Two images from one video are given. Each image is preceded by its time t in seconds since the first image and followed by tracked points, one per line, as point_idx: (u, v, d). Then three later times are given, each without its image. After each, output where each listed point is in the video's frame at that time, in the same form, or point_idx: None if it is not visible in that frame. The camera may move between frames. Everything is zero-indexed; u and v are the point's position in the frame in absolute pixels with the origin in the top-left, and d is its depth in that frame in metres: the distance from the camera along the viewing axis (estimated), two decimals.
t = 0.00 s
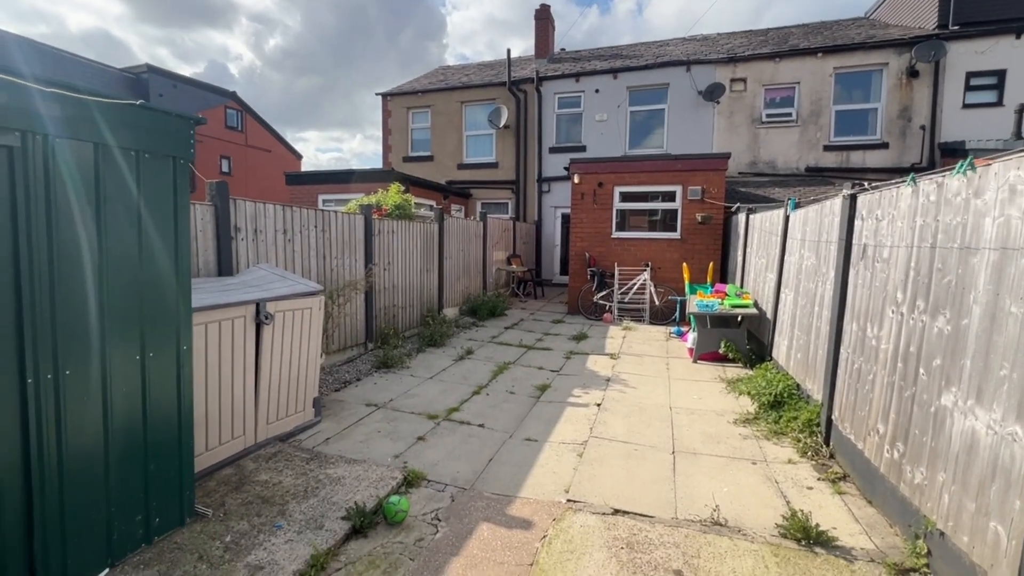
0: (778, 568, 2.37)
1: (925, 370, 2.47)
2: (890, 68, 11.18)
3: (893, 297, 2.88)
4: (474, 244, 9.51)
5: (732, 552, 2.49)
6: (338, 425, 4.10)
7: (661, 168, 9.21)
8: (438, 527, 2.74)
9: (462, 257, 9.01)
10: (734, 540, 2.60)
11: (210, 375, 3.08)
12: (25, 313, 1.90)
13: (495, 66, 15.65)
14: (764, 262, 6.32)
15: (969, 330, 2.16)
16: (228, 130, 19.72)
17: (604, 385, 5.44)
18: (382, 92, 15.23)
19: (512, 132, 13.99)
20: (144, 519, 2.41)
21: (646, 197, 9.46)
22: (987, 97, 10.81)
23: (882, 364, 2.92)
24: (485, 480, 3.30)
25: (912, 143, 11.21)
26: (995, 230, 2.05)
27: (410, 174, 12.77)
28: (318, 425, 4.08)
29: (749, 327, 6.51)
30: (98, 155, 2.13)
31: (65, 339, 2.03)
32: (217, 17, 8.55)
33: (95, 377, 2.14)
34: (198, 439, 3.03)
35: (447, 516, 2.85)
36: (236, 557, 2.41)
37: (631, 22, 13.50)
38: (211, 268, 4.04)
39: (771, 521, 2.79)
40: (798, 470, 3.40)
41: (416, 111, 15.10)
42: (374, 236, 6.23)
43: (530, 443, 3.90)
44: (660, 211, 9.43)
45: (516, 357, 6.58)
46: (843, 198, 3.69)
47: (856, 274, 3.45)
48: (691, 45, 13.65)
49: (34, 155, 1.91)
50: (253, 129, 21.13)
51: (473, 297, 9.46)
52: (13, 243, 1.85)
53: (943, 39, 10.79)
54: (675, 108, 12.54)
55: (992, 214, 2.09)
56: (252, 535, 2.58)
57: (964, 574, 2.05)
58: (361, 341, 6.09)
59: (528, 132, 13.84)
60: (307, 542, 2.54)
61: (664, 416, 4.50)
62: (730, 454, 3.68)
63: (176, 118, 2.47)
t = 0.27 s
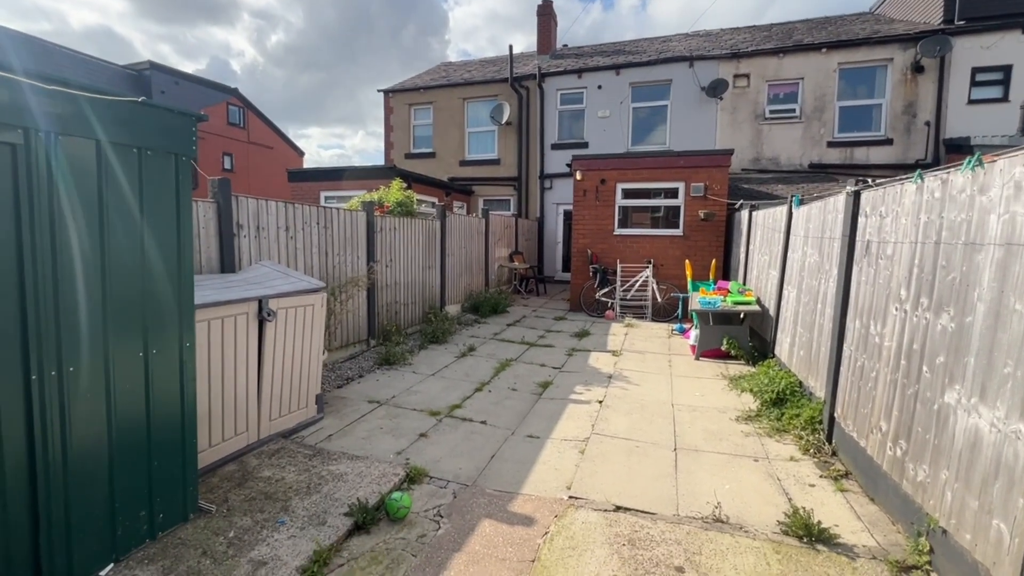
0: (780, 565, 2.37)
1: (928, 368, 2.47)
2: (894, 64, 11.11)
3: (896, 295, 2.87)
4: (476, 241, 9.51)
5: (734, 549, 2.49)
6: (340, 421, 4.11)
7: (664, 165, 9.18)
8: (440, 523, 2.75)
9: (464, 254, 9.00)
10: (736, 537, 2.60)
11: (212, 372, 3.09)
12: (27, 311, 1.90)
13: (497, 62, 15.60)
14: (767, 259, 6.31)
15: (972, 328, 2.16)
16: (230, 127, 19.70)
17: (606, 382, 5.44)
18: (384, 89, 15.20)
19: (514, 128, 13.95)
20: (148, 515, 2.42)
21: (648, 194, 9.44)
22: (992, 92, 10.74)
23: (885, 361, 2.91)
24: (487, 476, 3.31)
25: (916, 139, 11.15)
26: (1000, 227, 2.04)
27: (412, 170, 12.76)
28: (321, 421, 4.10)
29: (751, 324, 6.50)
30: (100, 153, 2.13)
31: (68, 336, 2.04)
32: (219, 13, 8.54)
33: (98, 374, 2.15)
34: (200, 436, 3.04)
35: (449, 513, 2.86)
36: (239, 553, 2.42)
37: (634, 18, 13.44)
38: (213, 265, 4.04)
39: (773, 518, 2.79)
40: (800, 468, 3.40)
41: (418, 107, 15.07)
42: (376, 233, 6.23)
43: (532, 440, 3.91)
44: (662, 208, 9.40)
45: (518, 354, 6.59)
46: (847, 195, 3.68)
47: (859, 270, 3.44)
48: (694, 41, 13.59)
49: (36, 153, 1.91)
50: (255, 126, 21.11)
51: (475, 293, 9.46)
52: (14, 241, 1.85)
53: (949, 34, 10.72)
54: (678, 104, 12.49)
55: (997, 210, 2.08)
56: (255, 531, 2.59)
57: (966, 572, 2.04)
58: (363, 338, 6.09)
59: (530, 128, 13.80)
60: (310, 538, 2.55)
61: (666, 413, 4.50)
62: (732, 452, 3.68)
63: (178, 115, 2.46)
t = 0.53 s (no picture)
0: (777, 565, 2.37)
1: (925, 368, 2.47)
2: (892, 64, 11.12)
3: (894, 294, 2.87)
4: (474, 240, 9.50)
5: (731, 549, 2.49)
6: (337, 421, 4.10)
7: (662, 164, 9.18)
8: (437, 523, 2.74)
9: (462, 253, 8.99)
10: (733, 537, 2.60)
11: (208, 371, 3.07)
12: (21, 310, 1.89)
13: (495, 61, 15.59)
14: (765, 258, 6.31)
15: (970, 328, 2.16)
16: (228, 126, 19.66)
17: (604, 381, 5.44)
18: (382, 88, 15.17)
19: (512, 127, 13.94)
20: (143, 515, 2.41)
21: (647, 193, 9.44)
22: (989, 93, 10.75)
23: (882, 361, 2.91)
24: (484, 476, 3.30)
25: (913, 139, 11.16)
26: (997, 227, 2.04)
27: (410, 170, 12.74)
28: (318, 421, 4.09)
29: (749, 323, 6.51)
30: (95, 151, 2.12)
31: (62, 335, 2.02)
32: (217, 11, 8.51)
33: (93, 374, 2.14)
34: (196, 436, 3.03)
35: (446, 513, 2.85)
36: (235, 553, 2.41)
37: (633, 17, 13.43)
38: (210, 264, 4.02)
39: (770, 518, 2.79)
40: (798, 467, 3.40)
41: (416, 106, 15.05)
42: (374, 233, 6.22)
43: (529, 440, 3.90)
44: (660, 207, 9.40)
45: (516, 353, 6.58)
46: (845, 195, 3.67)
47: (856, 270, 3.43)
48: (693, 40, 13.58)
49: (30, 151, 1.90)
50: (253, 125, 21.06)
51: (473, 293, 9.45)
52: (8, 239, 1.84)
53: (946, 34, 10.73)
54: (676, 103, 12.49)
55: (994, 210, 2.07)
56: (251, 531, 2.58)
57: (963, 572, 2.04)
58: (361, 338, 6.08)
59: (529, 127, 13.79)
60: (306, 539, 2.54)
61: (664, 413, 4.49)
62: (729, 451, 3.68)
63: (172, 113, 2.45)
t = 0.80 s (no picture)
0: (770, 566, 2.37)
1: (916, 369, 2.48)
2: (885, 68, 11.21)
3: (886, 297, 2.88)
4: (470, 242, 9.49)
5: (725, 550, 2.49)
6: (331, 423, 4.08)
7: (657, 166, 9.21)
8: (431, 526, 2.73)
9: (458, 255, 8.98)
10: (726, 538, 2.61)
11: (201, 373, 3.05)
12: (10, 310, 1.87)
13: (491, 63, 15.60)
14: (759, 260, 6.33)
15: (960, 330, 2.17)
16: (223, 126, 19.57)
17: (598, 383, 5.44)
18: (378, 88, 15.15)
19: (508, 129, 13.95)
20: (133, 518, 2.39)
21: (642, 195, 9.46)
22: (981, 97, 10.85)
23: (874, 363, 2.92)
24: (478, 478, 3.29)
25: (906, 142, 11.25)
26: (987, 230, 2.06)
27: (406, 171, 12.72)
28: (312, 422, 4.07)
29: (744, 325, 6.53)
30: (86, 150, 2.10)
31: (52, 336, 2.01)
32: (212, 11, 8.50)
33: (82, 375, 2.12)
34: (188, 438, 3.01)
35: (440, 515, 2.84)
36: (226, 556, 2.39)
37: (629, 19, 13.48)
38: (203, 265, 4.00)
39: (763, 519, 2.80)
40: (791, 469, 3.41)
41: (412, 107, 15.04)
42: (369, 234, 6.21)
43: (524, 441, 3.90)
44: (656, 209, 9.43)
45: (511, 354, 6.58)
46: (838, 197, 3.69)
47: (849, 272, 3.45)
48: (688, 43, 13.64)
49: (19, 150, 1.88)
50: (248, 125, 20.98)
51: (469, 294, 9.44)
52: None
53: (938, 38, 10.82)
54: (671, 106, 12.54)
55: (984, 213, 2.09)
56: (243, 534, 2.56)
57: (953, 573, 2.05)
58: (356, 339, 6.06)
59: (524, 129, 13.80)
60: (299, 541, 2.52)
61: (658, 414, 4.50)
62: (723, 453, 3.68)
63: (164, 113, 2.43)
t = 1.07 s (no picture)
0: (763, 570, 2.39)
1: (906, 373, 2.50)
2: (876, 73, 11.32)
3: (876, 301, 2.91)
4: (465, 244, 9.49)
5: (718, 554, 2.50)
6: (325, 427, 4.07)
7: (651, 170, 9.25)
8: (424, 530, 2.73)
9: (452, 258, 8.98)
10: (719, 542, 2.62)
11: (193, 377, 3.04)
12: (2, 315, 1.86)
13: (487, 66, 15.64)
14: (752, 264, 6.37)
15: (948, 335, 2.20)
16: (217, 128, 19.49)
17: (593, 386, 5.46)
18: (374, 91, 15.15)
19: (503, 132, 13.98)
20: (125, 524, 2.37)
21: (636, 199, 9.50)
22: (970, 102, 10.98)
23: (866, 367, 2.94)
24: (472, 482, 3.29)
25: (897, 147, 11.35)
26: (974, 236, 2.08)
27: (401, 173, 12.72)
28: (305, 427, 4.05)
29: (738, 328, 6.56)
30: (79, 154, 2.10)
31: (43, 340, 2.00)
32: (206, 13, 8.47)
33: (74, 380, 2.10)
34: (180, 443, 2.99)
35: (433, 519, 2.84)
36: (218, 562, 2.38)
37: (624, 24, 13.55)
38: (196, 269, 3.98)
39: (756, 522, 2.81)
40: (783, 472, 3.43)
41: (407, 110, 15.04)
42: (364, 237, 6.20)
43: (518, 445, 3.90)
44: (650, 212, 9.47)
45: (506, 358, 6.58)
46: (829, 202, 3.73)
47: (841, 277, 3.48)
48: (682, 48, 13.73)
49: (12, 154, 1.87)
50: (242, 127, 20.90)
51: (464, 297, 9.44)
52: None
53: (929, 45, 10.95)
54: (666, 110, 12.61)
55: (971, 220, 2.12)
56: (235, 540, 2.55)
57: None
58: (350, 342, 6.05)
59: (520, 132, 13.83)
60: (291, 547, 2.51)
61: (652, 418, 4.52)
62: (716, 456, 3.70)
63: (158, 116, 2.43)
